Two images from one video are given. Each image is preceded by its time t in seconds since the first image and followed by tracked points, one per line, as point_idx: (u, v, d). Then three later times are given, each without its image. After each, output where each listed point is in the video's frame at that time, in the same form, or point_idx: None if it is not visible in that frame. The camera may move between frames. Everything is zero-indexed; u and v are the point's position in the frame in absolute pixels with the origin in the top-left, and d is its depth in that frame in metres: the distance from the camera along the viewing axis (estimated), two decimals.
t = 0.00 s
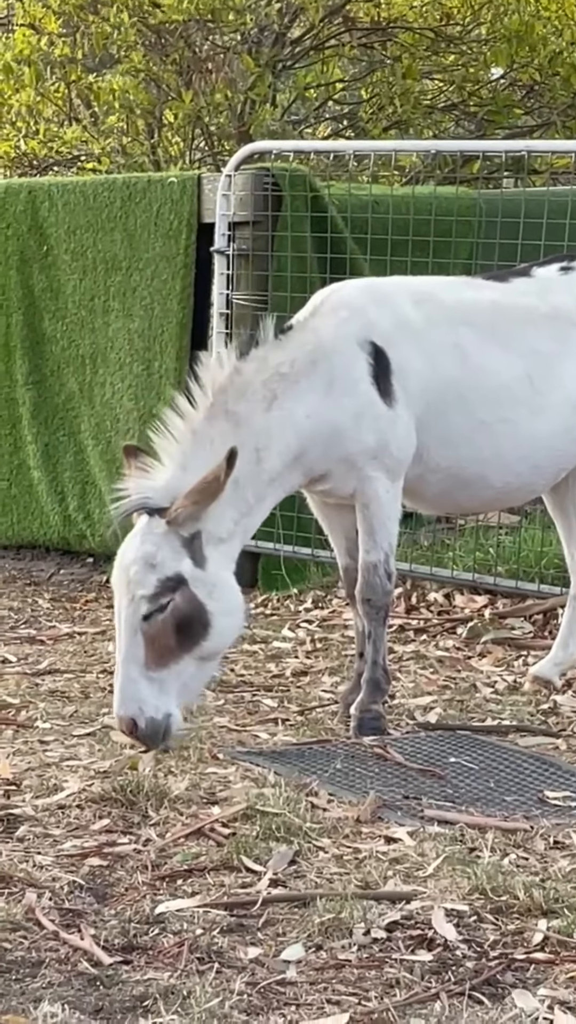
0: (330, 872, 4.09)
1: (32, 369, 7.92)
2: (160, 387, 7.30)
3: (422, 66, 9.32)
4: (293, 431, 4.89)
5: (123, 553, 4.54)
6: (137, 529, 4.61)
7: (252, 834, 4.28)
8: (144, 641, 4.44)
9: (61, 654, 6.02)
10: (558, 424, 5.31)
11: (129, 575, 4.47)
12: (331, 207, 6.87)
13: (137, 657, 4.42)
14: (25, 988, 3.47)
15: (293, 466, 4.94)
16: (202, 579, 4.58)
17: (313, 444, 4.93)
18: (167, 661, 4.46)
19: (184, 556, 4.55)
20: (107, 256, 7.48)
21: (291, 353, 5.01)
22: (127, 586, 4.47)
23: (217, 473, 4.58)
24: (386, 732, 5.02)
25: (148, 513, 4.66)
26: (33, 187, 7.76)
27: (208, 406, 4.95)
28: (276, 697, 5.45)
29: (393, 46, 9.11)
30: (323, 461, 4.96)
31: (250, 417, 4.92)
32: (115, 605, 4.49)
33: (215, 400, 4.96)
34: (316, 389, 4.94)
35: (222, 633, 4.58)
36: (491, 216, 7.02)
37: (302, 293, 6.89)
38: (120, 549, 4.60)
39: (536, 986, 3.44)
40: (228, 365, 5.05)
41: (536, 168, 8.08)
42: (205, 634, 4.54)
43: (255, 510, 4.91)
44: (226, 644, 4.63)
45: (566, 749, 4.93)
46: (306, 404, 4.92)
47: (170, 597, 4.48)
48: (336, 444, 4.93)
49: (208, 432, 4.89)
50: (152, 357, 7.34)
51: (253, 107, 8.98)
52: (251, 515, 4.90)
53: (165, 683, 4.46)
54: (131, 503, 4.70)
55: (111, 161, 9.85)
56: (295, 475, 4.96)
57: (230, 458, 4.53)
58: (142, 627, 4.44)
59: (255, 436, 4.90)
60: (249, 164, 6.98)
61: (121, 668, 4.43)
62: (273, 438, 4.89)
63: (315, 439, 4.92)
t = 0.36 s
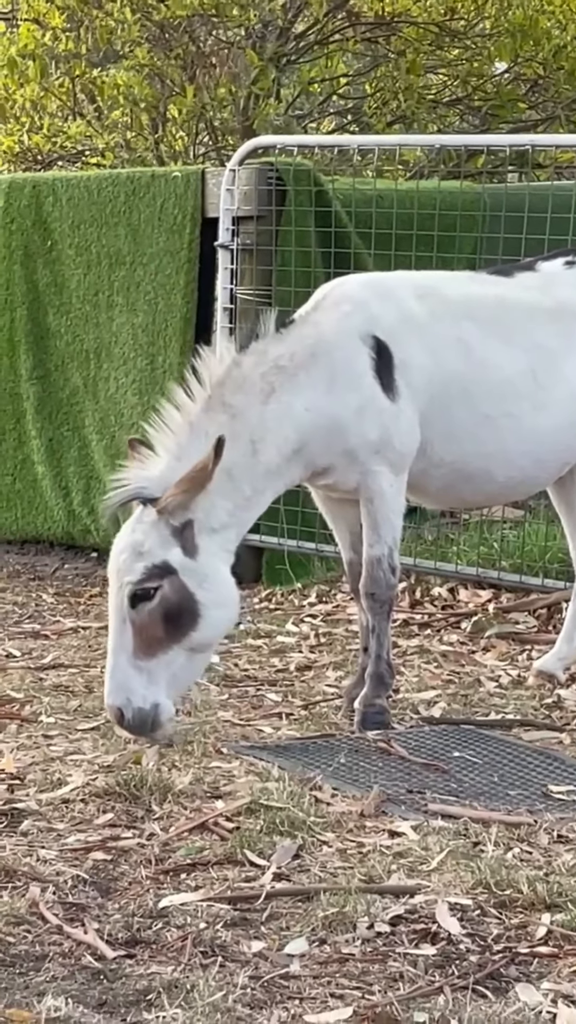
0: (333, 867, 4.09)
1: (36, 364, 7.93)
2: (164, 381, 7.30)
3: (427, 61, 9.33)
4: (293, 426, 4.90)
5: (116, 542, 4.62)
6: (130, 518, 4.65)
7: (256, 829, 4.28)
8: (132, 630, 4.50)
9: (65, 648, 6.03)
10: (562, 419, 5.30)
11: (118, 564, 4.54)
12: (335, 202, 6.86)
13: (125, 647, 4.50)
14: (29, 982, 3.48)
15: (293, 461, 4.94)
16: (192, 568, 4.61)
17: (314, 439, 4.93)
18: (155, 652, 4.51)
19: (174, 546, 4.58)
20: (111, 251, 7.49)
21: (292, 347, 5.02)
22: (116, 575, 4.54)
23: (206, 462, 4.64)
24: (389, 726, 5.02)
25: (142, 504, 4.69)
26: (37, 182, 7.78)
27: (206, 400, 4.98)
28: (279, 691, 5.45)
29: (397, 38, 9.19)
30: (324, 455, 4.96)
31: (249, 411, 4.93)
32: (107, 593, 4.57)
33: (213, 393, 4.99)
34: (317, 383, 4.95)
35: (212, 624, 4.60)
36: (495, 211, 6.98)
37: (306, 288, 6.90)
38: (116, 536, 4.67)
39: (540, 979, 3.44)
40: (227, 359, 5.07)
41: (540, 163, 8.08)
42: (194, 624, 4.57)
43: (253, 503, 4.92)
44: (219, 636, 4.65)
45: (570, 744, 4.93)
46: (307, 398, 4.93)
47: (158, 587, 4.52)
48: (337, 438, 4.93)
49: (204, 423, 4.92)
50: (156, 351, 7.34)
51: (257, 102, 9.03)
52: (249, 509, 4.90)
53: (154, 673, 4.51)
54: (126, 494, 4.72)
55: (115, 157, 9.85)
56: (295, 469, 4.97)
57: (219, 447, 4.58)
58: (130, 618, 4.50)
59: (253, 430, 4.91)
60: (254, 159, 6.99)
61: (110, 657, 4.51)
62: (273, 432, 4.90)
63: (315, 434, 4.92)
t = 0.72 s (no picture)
0: (341, 861, 4.09)
1: (43, 359, 7.94)
2: (171, 375, 7.28)
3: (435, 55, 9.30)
4: (297, 421, 4.91)
5: (118, 535, 4.68)
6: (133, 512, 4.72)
7: (264, 823, 4.28)
8: (129, 624, 4.59)
9: (73, 643, 6.03)
10: (568, 413, 5.30)
11: (118, 559, 4.62)
12: (342, 197, 6.86)
13: (122, 640, 4.60)
14: (37, 977, 3.48)
15: (297, 456, 4.96)
16: (192, 565, 4.67)
17: (318, 434, 4.94)
18: (152, 646, 4.60)
19: (175, 541, 4.64)
20: (118, 246, 7.50)
21: (297, 342, 5.02)
22: (116, 569, 4.62)
23: (207, 459, 4.69)
24: (397, 721, 5.03)
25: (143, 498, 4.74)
26: (45, 177, 7.80)
27: (209, 395, 5.01)
28: (287, 686, 5.45)
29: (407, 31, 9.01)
30: (328, 450, 4.97)
31: (252, 407, 4.95)
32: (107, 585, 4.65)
33: (215, 388, 5.02)
34: (322, 377, 4.95)
35: (209, 620, 4.67)
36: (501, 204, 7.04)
37: (314, 283, 6.87)
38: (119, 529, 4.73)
39: (548, 975, 3.44)
40: (231, 355, 5.09)
41: (548, 157, 8.08)
42: (192, 620, 4.64)
43: (255, 498, 4.94)
44: (216, 632, 4.73)
45: None
46: (311, 394, 4.93)
47: (157, 583, 4.59)
48: (341, 433, 4.94)
49: (206, 419, 4.95)
50: (163, 346, 7.33)
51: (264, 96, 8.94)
52: (251, 503, 4.93)
53: (150, 666, 4.61)
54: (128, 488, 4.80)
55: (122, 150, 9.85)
56: (299, 463, 4.98)
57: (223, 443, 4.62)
58: (128, 611, 4.59)
59: (255, 425, 4.93)
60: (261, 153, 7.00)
61: (108, 648, 4.61)
62: (276, 427, 4.92)
63: (320, 428, 4.93)
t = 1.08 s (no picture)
0: (347, 856, 4.09)
1: (50, 353, 7.93)
2: (178, 369, 7.29)
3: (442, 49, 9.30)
4: (303, 415, 4.91)
5: (123, 529, 4.72)
6: (138, 506, 4.75)
7: (270, 818, 4.28)
8: (133, 618, 4.63)
9: (80, 637, 6.03)
10: None
11: (121, 553, 4.65)
12: (349, 191, 6.87)
13: (125, 634, 4.63)
14: (43, 970, 3.48)
15: (302, 450, 4.96)
16: (195, 559, 4.68)
17: (323, 428, 4.94)
18: (155, 640, 4.63)
19: (176, 535, 4.66)
20: (125, 240, 7.50)
21: (301, 336, 5.02)
22: (120, 562, 4.65)
23: (210, 453, 4.72)
24: (404, 715, 5.03)
25: (148, 494, 4.77)
26: (52, 171, 7.79)
27: (213, 390, 5.01)
28: (293, 680, 5.45)
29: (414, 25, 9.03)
30: (333, 444, 4.97)
31: (256, 401, 4.95)
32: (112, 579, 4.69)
33: (219, 384, 5.02)
34: (327, 371, 4.95)
35: (213, 614, 4.68)
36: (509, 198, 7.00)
37: (321, 277, 6.89)
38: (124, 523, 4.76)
39: (554, 969, 3.44)
40: (236, 350, 5.10)
41: (555, 152, 8.08)
42: (195, 614, 4.65)
43: (259, 492, 4.94)
44: (221, 626, 4.73)
45: None
46: (316, 388, 4.93)
47: (159, 577, 4.62)
48: (347, 428, 4.94)
49: (209, 413, 4.96)
50: (170, 340, 7.33)
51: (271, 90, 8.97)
52: (255, 497, 4.93)
53: (153, 660, 4.64)
54: (133, 485, 4.80)
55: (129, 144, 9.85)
56: (304, 457, 4.98)
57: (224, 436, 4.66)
58: (131, 605, 4.62)
59: (259, 419, 4.93)
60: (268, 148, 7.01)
61: (112, 641, 4.66)
62: (280, 421, 4.91)
63: (325, 423, 4.93)
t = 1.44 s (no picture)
0: (355, 852, 4.08)
1: (58, 348, 7.93)
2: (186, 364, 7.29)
3: (450, 46, 9.24)
4: (309, 411, 4.91)
5: (127, 524, 4.71)
6: (143, 501, 4.74)
7: (278, 814, 4.28)
8: (136, 612, 4.61)
9: (87, 633, 6.02)
10: None
11: (126, 547, 4.64)
12: (358, 187, 6.88)
13: (129, 628, 4.62)
14: (50, 967, 3.48)
15: (309, 445, 4.96)
16: (200, 554, 4.68)
17: (329, 424, 4.94)
18: (159, 635, 4.62)
19: (182, 529, 4.65)
20: (133, 235, 7.50)
21: (307, 333, 5.02)
22: (124, 556, 4.64)
23: (217, 449, 4.70)
24: (411, 712, 5.02)
25: (154, 489, 4.75)
26: (59, 167, 7.78)
27: (219, 385, 5.00)
28: (301, 676, 5.45)
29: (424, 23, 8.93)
30: (340, 440, 4.97)
31: (262, 397, 4.95)
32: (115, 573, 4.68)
33: (226, 379, 5.02)
34: (333, 368, 4.95)
35: (218, 609, 4.68)
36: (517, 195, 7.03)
37: (328, 273, 6.88)
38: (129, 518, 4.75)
39: (561, 967, 3.43)
40: (243, 346, 5.09)
41: (564, 148, 8.09)
42: (200, 609, 4.65)
43: (265, 488, 4.94)
44: (225, 621, 4.73)
45: None
46: (322, 384, 4.93)
47: (164, 572, 4.61)
48: (353, 424, 4.94)
49: (216, 409, 4.95)
50: (178, 335, 7.33)
51: (279, 87, 8.97)
52: (261, 493, 4.93)
53: (157, 654, 4.63)
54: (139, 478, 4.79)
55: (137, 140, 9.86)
56: (311, 453, 4.98)
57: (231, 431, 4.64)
58: (136, 599, 4.61)
59: (265, 415, 4.93)
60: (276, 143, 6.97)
61: (115, 636, 4.65)
62: (286, 417, 4.91)
63: (331, 419, 4.93)
